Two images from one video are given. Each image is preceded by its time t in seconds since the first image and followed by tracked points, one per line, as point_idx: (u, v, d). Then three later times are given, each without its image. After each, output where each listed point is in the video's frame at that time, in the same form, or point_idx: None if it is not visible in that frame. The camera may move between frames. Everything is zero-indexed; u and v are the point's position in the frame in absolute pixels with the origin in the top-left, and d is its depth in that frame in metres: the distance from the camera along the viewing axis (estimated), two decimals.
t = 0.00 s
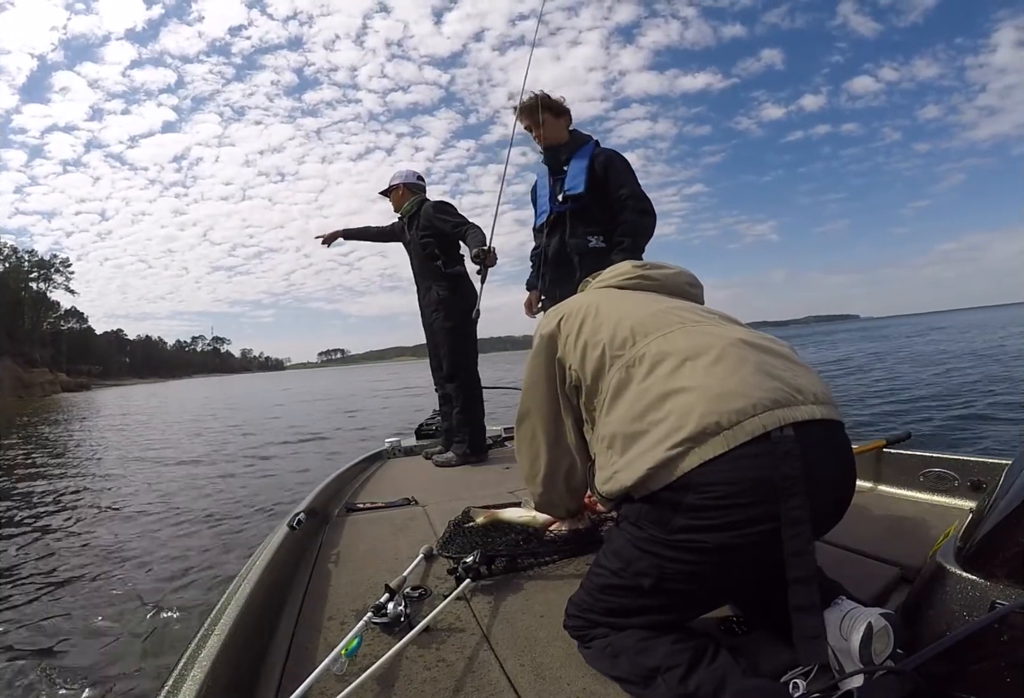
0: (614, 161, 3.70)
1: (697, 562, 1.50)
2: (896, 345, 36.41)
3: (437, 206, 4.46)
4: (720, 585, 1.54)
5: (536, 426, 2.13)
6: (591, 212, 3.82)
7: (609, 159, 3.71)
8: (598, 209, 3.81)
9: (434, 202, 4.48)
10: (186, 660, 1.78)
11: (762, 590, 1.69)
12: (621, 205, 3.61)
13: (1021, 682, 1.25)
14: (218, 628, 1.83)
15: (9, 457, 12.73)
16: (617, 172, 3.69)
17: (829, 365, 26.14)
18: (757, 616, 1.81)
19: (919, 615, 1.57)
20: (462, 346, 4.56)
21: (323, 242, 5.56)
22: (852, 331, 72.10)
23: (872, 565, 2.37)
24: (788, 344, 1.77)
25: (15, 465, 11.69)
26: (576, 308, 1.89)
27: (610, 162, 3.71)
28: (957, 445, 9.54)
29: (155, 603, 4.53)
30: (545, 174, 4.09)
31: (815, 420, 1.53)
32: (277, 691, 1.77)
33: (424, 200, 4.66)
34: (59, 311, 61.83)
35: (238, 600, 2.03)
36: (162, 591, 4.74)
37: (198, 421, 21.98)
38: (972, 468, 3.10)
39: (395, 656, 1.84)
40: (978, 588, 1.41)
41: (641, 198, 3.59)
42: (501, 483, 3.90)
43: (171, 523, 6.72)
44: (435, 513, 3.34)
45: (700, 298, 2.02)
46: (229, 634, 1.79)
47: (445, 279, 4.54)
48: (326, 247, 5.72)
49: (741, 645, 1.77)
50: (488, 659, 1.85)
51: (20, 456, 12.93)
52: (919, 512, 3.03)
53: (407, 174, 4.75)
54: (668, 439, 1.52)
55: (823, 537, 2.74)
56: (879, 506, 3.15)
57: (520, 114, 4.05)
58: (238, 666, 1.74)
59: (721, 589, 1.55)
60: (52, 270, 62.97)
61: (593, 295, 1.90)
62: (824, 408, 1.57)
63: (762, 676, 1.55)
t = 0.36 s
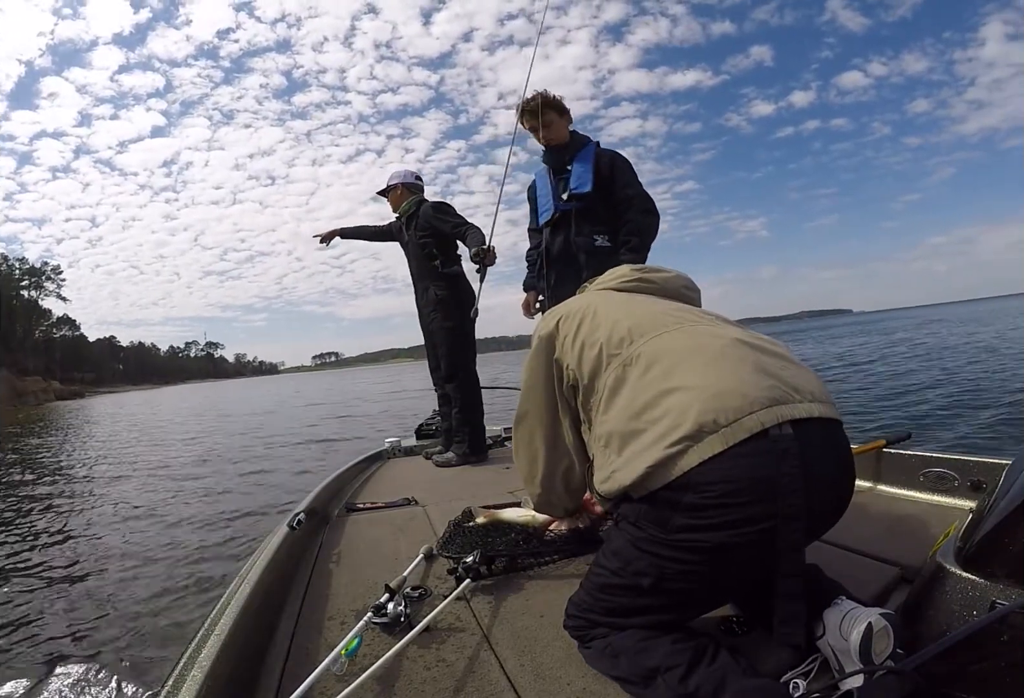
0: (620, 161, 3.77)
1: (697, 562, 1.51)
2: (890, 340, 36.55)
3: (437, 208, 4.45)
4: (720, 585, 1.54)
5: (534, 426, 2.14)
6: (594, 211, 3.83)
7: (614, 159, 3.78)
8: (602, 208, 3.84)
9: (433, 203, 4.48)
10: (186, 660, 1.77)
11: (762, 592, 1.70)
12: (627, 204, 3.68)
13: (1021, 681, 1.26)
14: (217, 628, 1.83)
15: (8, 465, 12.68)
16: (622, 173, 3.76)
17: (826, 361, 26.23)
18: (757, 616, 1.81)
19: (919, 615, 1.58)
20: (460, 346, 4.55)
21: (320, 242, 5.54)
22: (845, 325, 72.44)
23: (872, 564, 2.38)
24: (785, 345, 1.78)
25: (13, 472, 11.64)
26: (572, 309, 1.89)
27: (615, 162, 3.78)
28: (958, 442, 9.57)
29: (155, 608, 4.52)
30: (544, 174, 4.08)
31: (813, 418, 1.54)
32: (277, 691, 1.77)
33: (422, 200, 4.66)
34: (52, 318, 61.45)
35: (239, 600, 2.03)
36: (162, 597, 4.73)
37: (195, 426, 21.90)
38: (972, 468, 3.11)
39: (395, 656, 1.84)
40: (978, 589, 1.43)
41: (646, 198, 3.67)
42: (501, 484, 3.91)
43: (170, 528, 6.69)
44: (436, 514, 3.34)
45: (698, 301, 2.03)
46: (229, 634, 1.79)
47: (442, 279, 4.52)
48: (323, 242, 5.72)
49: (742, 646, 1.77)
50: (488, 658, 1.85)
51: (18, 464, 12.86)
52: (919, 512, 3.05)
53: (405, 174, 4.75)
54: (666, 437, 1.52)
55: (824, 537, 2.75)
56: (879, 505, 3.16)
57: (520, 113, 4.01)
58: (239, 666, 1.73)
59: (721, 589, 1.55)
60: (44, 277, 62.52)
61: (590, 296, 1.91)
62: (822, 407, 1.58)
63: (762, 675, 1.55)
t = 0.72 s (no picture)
0: (623, 161, 3.78)
1: (697, 564, 1.51)
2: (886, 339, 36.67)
3: (438, 207, 4.45)
4: (720, 586, 1.55)
5: (532, 425, 2.14)
6: (599, 210, 3.83)
7: (618, 158, 3.79)
8: (607, 207, 3.84)
9: (433, 202, 4.47)
10: (186, 660, 1.77)
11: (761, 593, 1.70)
12: (632, 203, 3.70)
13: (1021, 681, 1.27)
14: (218, 628, 1.82)
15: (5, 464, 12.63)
16: (626, 173, 3.78)
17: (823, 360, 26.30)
18: (757, 616, 1.82)
19: (919, 615, 1.60)
20: (460, 346, 4.54)
21: (320, 237, 5.52)
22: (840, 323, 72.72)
23: (872, 564, 2.40)
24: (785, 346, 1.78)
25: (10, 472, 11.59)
26: (571, 308, 1.89)
27: (619, 162, 3.79)
28: (957, 442, 9.60)
29: (153, 608, 4.52)
30: (547, 173, 4.08)
31: (812, 418, 1.54)
32: (277, 691, 1.77)
33: (422, 199, 4.65)
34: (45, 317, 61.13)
35: (239, 600, 2.02)
36: (160, 597, 4.71)
37: (192, 426, 21.83)
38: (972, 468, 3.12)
39: (395, 656, 1.84)
40: (977, 588, 1.44)
41: (650, 197, 3.69)
42: (502, 484, 3.91)
43: (168, 528, 6.68)
44: (436, 514, 3.33)
45: (699, 303, 2.03)
46: (229, 634, 1.79)
47: (442, 279, 4.52)
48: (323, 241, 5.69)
49: (742, 646, 1.78)
50: (488, 659, 1.85)
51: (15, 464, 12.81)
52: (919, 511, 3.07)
53: (406, 173, 4.74)
54: (666, 436, 1.52)
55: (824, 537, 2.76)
56: (880, 506, 3.18)
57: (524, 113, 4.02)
58: (239, 666, 1.73)
59: (721, 591, 1.56)
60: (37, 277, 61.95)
61: (589, 295, 1.91)
62: (821, 406, 1.59)
63: (763, 676, 1.55)
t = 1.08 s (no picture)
0: (629, 161, 3.79)
1: (698, 566, 1.52)
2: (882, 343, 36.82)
3: (441, 208, 4.47)
4: (720, 588, 1.55)
5: (533, 425, 2.14)
6: (603, 211, 3.84)
7: (624, 159, 3.79)
8: (611, 207, 3.84)
9: (436, 202, 4.48)
10: (186, 660, 1.76)
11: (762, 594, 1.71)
12: (637, 204, 3.70)
13: (1021, 681, 1.28)
14: (218, 628, 1.82)
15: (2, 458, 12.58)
16: (631, 173, 3.79)
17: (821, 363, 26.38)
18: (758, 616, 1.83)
19: (919, 615, 1.61)
20: (460, 346, 4.54)
21: (321, 235, 5.51)
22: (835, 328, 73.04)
23: (872, 564, 2.41)
24: (787, 347, 1.79)
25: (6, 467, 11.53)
26: (572, 310, 1.90)
27: (625, 162, 3.79)
28: (957, 443, 9.65)
29: (151, 604, 4.50)
30: (552, 173, 4.08)
31: (814, 419, 1.55)
32: (278, 691, 1.76)
33: (425, 199, 4.64)
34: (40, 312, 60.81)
35: (239, 599, 2.01)
36: (157, 593, 4.70)
37: (188, 422, 21.74)
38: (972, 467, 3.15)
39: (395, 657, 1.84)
40: (977, 588, 1.45)
41: (655, 198, 3.69)
42: (502, 484, 3.90)
43: (165, 524, 6.65)
44: (436, 514, 3.33)
45: (702, 305, 2.03)
46: (229, 634, 1.78)
47: (442, 279, 4.53)
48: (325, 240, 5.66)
49: (742, 646, 1.79)
50: (488, 658, 1.85)
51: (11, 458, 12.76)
52: (919, 512, 3.09)
53: (410, 172, 4.73)
54: (667, 436, 1.53)
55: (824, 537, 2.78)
56: (879, 506, 3.20)
57: (530, 112, 4.02)
58: (239, 667, 1.72)
59: (721, 592, 1.56)
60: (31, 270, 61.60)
61: (590, 297, 1.91)
62: (823, 407, 1.59)
63: (763, 676, 1.55)
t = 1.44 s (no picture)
0: (631, 163, 3.79)
1: (696, 563, 1.52)
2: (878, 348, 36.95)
3: (443, 208, 4.49)
4: (718, 586, 1.55)
5: (533, 426, 2.14)
6: (604, 212, 3.85)
7: (626, 161, 3.80)
8: (612, 209, 3.85)
9: (438, 202, 4.50)
10: (187, 659, 1.75)
11: (760, 593, 1.71)
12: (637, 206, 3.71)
13: (1020, 681, 1.27)
14: (218, 628, 1.81)
15: None
16: (633, 176, 3.79)
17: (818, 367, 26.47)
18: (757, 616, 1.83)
19: (919, 616, 1.61)
20: (460, 346, 4.54)
21: (315, 257, 5.51)
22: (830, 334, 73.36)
23: (872, 565, 2.42)
24: (786, 346, 1.79)
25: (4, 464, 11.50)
26: (572, 309, 1.90)
27: (627, 164, 3.80)
28: (956, 445, 9.69)
29: (147, 602, 4.48)
30: (554, 172, 4.08)
31: (812, 418, 1.55)
32: (278, 691, 1.75)
33: (426, 199, 4.65)
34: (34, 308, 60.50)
35: (239, 599, 2.00)
36: (154, 591, 4.68)
37: (184, 420, 21.63)
38: (972, 468, 3.16)
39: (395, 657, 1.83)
40: (977, 588, 1.45)
41: (656, 201, 3.70)
42: (503, 483, 3.90)
43: (163, 523, 6.62)
44: (435, 514, 3.32)
45: (701, 302, 2.04)
46: (230, 634, 1.77)
47: (443, 279, 4.53)
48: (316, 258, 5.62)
49: (742, 646, 1.79)
50: (488, 658, 1.85)
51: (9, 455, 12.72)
52: (919, 511, 3.10)
53: (410, 173, 4.74)
54: (666, 435, 1.53)
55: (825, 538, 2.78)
56: (880, 505, 3.21)
57: (534, 111, 4.02)
58: (239, 667, 1.71)
59: (720, 590, 1.57)
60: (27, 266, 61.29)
61: (590, 296, 1.91)
62: (821, 406, 1.60)
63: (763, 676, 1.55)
